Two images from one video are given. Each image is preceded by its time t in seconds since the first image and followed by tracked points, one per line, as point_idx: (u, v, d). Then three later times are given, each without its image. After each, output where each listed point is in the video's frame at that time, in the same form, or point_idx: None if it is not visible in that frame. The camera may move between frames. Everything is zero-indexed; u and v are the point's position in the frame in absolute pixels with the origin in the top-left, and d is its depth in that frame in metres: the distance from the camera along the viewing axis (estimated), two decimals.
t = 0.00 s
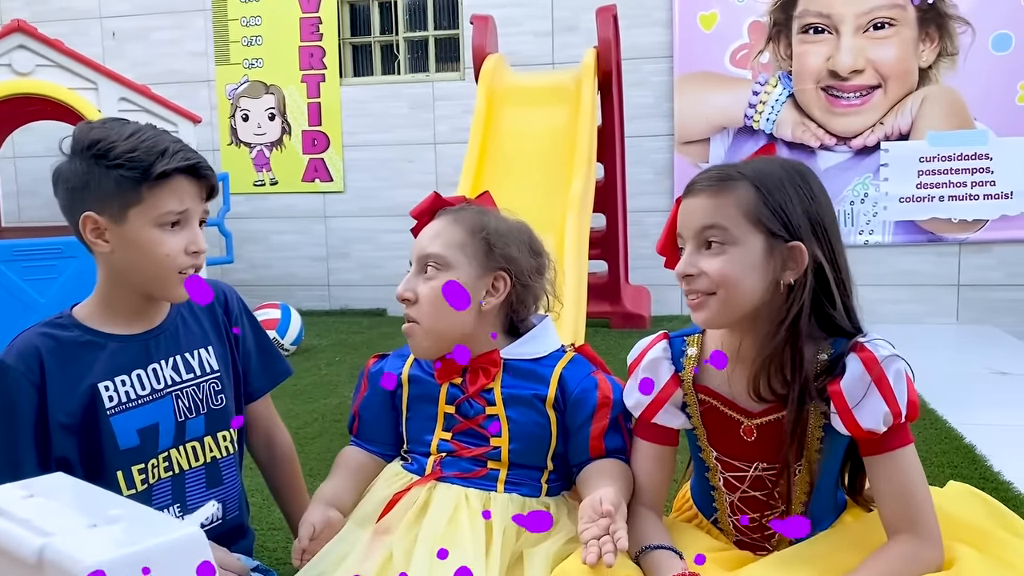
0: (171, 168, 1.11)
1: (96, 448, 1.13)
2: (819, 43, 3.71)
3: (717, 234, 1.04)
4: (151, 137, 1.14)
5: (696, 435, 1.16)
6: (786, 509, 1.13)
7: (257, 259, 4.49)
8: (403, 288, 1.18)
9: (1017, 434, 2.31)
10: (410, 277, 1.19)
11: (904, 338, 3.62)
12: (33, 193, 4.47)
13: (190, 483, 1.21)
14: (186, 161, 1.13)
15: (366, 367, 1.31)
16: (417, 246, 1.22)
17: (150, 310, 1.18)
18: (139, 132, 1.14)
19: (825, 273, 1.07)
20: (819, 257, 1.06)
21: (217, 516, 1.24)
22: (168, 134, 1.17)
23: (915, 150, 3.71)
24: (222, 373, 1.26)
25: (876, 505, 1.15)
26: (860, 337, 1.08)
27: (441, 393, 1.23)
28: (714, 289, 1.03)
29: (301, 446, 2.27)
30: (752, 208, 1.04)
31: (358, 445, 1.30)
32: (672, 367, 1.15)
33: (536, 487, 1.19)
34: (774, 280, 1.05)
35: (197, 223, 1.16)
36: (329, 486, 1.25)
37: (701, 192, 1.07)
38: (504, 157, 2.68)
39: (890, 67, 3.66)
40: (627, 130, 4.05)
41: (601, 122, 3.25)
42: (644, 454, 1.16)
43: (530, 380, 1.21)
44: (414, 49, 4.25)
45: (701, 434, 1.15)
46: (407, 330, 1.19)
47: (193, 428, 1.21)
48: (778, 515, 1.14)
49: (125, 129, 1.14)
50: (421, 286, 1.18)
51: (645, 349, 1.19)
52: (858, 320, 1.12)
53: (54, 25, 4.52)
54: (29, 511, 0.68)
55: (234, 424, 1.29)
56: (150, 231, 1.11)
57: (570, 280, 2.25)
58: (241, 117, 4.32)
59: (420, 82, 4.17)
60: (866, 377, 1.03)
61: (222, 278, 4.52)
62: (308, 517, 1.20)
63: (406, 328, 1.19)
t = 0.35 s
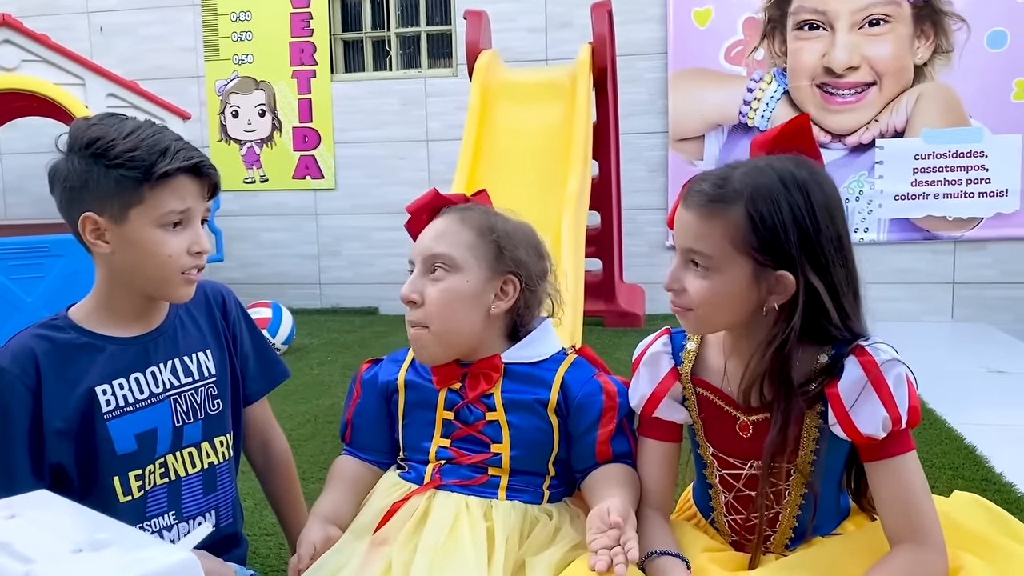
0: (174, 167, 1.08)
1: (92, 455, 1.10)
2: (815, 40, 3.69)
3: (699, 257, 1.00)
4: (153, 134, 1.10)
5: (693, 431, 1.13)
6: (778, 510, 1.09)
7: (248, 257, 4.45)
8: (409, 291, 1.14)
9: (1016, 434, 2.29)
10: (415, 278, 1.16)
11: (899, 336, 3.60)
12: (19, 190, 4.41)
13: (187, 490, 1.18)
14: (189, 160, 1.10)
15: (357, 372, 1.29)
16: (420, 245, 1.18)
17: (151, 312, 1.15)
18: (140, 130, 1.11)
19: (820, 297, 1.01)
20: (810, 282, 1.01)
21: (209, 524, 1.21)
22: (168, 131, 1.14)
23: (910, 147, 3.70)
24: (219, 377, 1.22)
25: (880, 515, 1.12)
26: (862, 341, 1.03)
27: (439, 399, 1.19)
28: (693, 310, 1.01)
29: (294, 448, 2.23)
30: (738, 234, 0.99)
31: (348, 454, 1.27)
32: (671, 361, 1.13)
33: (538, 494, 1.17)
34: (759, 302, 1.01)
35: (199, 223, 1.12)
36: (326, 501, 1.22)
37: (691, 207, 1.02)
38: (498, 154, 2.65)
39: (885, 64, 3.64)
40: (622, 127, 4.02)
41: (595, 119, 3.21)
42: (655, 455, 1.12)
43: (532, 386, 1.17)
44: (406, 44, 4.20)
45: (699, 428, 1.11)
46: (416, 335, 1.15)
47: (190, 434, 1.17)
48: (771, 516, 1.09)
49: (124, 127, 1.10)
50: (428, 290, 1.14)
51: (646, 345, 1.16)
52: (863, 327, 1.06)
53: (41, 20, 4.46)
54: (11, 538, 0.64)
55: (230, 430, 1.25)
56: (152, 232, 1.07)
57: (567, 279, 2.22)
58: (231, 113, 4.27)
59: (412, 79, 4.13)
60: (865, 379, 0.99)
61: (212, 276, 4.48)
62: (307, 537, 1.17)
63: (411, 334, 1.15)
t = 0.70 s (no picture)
0: (161, 165, 1.04)
1: (87, 463, 1.06)
2: (811, 36, 3.67)
3: (736, 284, 0.95)
4: (142, 132, 1.07)
5: (710, 432, 1.11)
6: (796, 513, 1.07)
7: (240, 254, 4.41)
8: (466, 297, 1.10)
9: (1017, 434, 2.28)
10: (467, 284, 1.11)
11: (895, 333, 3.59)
12: (7, 187, 4.35)
13: (184, 498, 1.15)
14: (177, 158, 1.06)
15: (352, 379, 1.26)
16: (449, 247, 1.13)
17: (148, 314, 1.11)
18: (130, 127, 1.07)
19: (854, 284, 1.00)
20: (843, 275, 0.98)
21: (207, 531, 1.18)
22: (161, 127, 1.10)
23: (907, 144, 3.68)
24: (218, 382, 1.19)
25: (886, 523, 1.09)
26: (887, 340, 1.02)
27: (442, 403, 1.17)
28: (740, 332, 0.97)
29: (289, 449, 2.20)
30: (774, 250, 0.94)
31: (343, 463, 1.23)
32: (688, 363, 1.10)
33: (543, 497, 1.14)
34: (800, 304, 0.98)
35: (192, 224, 1.09)
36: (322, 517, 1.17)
37: (709, 235, 0.95)
38: (496, 151, 2.62)
39: (882, 61, 3.62)
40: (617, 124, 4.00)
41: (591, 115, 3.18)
42: (673, 464, 1.09)
43: (538, 388, 1.15)
44: (399, 40, 4.18)
45: (717, 430, 1.09)
46: (473, 340, 1.11)
47: (188, 440, 1.14)
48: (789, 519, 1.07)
49: (114, 124, 1.07)
50: (486, 295, 1.11)
51: (660, 349, 1.13)
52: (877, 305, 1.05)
53: (29, 14, 4.40)
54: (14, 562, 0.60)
55: (229, 436, 1.22)
56: (141, 233, 1.04)
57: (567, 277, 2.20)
58: (222, 109, 4.23)
59: (406, 75, 4.10)
60: (894, 381, 0.97)
61: (203, 274, 4.44)
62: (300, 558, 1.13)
63: (462, 338, 1.11)
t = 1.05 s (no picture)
0: (120, 154, 0.99)
1: (89, 467, 1.04)
2: (808, 31, 3.64)
3: (791, 282, 0.92)
4: (116, 121, 1.02)
5: (733, 427, 1.10)
6: (822, 512, 1.06)
7: (233, 251, 4.37)
8: (507, 344, 1.02)
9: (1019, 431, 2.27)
10: (508, 326, 1.02)
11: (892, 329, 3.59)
12: None
13: (188, 502, 1.12)
14: (136, 143, 1.00)
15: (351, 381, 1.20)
16: (491, 281, 1.03)
17: (145, 314, 1.07)
18: (109, 117, 1.04)
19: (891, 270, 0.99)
20: (882, 263, 0.98)
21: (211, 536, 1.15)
22: (146, 115, 1.05)
23: (904, 140, 3.67)
24: (223, 383, 1.16)
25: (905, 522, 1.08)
26: (918, 337, 1.02)
27: (434, 421, 1.12)
28: (795, 330, 0.94)
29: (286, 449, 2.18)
30: (827, 241, 0.92)
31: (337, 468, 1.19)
32: (716, 357, 1.09)
33: (542, 514, 1.11)
34: (847, 295, 0.97)
35: (166, 217, 1.02)
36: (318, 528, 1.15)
37: (762, 230, 0.92)
38: (494, 147, 2.59)
39: (879, 56, 3.61)
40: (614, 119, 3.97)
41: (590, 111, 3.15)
42: (687, 458, 1.09)
43: (533, 411, 1.09)
44: (393, 35, 4.13)
45: (741, 427, 1.09)
46: (499, 377, 1.05)
47: (193, 444, 1.11)
48: (813, 518, 1.07)
49: (97, 115, 1.04)
50: (525, 340, 1.04)
51: (686, 341, 1.11)
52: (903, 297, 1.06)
53: (18, 8, 4.34)
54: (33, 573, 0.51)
55: (234, 439, 1.19)
56: (108, 226, 1.00)
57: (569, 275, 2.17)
58: (215, 105, 4.18)
59: (400, 69, 4.06)
60: (925, 380, 0.97)
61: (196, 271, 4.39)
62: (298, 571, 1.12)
63: (493, 379, 1.05)
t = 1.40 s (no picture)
0: (147, 150, 0.97)
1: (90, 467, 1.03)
2: (805, 29, 3.64)
3: (836, 259, 0.93)
4: (143, 116, 1.01)
5: (761, 421, 1.12)
6: (845, 504, 1.10)
7: (228, 249, 4.36)
8: (543, 408, 0.86)
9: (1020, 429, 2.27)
10: (547, 388, 0.87)
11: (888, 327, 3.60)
12: None
13: (194, 505, 1.10)
14: (164, 140, 0.99)
15: (364, 396, 1.09)
16: (529, 334, 0.87)
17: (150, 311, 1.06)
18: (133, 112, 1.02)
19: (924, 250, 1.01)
20: (917, 241, 1.00)
21: (215, 541, 1.14)
22: (172, 114, 1.05)
23: (900, 137, 3.68)
24: (228, 385, 1.15)
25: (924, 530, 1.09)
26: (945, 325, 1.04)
27: (450, 474, 1.00)
28: (841, 308, 0.96)
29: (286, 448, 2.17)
30: (869, 218, 0.94)
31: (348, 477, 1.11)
32: (749, 344, 1.09)
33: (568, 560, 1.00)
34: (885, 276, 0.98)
35: (185, 218, 1.00)
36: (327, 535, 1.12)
37: (808, 208, 0.93)
38: (493, 145, 2.59)
39: (876, 54, 3.60)
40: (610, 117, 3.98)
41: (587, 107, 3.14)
42: (721, 439, 1.07)
43: (558, 480, 0.94)
44: (389, 31, 4.13)
45: (768, 420, 1.11)
46: (531, 442, 0.89)
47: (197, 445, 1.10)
48: (838, 511, 1.10)
49: (122, 109, 1.02)
50: (565, 403, 0.88)
51: (715, 326, 1.11)
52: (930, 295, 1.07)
53: (10, 3, 4.31)
54: None
55: (240, 442, 1.18)
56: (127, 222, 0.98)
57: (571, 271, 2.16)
58: (209, 101, 4.16)
59: (396, 66, 4.04)
60: (946, 354, 1.00)
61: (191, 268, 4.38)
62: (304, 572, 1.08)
63: (525, 442, 0.89)
